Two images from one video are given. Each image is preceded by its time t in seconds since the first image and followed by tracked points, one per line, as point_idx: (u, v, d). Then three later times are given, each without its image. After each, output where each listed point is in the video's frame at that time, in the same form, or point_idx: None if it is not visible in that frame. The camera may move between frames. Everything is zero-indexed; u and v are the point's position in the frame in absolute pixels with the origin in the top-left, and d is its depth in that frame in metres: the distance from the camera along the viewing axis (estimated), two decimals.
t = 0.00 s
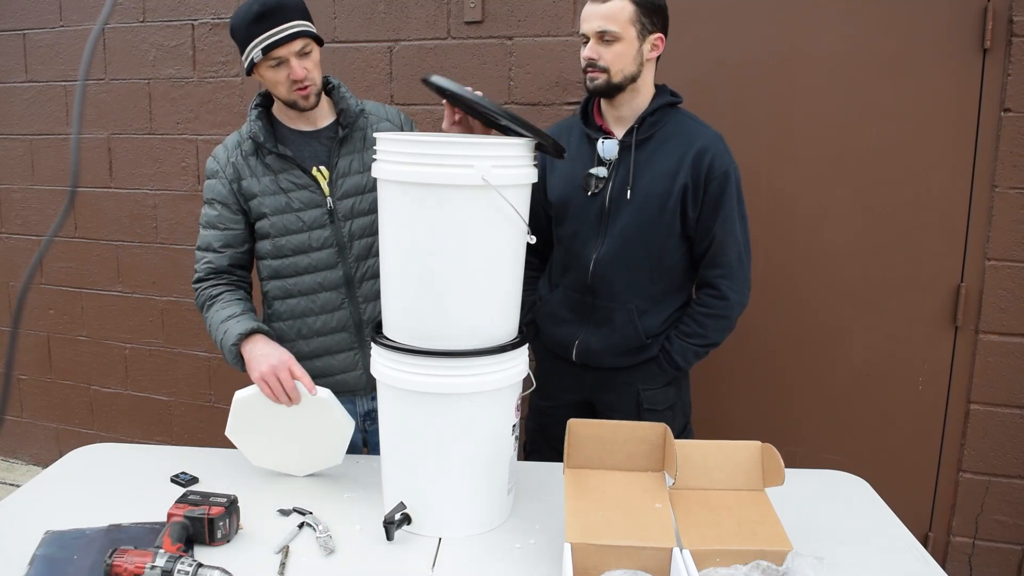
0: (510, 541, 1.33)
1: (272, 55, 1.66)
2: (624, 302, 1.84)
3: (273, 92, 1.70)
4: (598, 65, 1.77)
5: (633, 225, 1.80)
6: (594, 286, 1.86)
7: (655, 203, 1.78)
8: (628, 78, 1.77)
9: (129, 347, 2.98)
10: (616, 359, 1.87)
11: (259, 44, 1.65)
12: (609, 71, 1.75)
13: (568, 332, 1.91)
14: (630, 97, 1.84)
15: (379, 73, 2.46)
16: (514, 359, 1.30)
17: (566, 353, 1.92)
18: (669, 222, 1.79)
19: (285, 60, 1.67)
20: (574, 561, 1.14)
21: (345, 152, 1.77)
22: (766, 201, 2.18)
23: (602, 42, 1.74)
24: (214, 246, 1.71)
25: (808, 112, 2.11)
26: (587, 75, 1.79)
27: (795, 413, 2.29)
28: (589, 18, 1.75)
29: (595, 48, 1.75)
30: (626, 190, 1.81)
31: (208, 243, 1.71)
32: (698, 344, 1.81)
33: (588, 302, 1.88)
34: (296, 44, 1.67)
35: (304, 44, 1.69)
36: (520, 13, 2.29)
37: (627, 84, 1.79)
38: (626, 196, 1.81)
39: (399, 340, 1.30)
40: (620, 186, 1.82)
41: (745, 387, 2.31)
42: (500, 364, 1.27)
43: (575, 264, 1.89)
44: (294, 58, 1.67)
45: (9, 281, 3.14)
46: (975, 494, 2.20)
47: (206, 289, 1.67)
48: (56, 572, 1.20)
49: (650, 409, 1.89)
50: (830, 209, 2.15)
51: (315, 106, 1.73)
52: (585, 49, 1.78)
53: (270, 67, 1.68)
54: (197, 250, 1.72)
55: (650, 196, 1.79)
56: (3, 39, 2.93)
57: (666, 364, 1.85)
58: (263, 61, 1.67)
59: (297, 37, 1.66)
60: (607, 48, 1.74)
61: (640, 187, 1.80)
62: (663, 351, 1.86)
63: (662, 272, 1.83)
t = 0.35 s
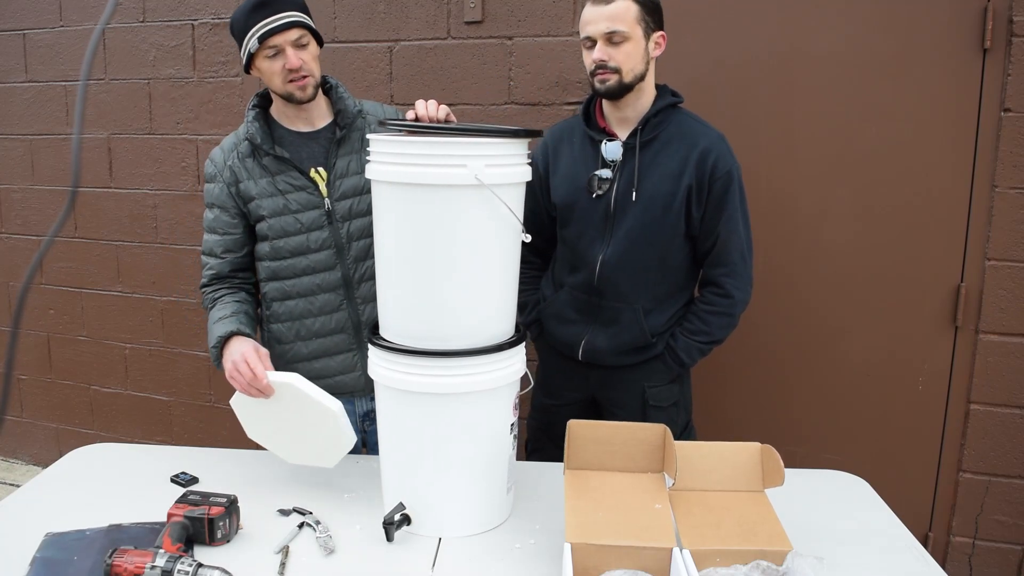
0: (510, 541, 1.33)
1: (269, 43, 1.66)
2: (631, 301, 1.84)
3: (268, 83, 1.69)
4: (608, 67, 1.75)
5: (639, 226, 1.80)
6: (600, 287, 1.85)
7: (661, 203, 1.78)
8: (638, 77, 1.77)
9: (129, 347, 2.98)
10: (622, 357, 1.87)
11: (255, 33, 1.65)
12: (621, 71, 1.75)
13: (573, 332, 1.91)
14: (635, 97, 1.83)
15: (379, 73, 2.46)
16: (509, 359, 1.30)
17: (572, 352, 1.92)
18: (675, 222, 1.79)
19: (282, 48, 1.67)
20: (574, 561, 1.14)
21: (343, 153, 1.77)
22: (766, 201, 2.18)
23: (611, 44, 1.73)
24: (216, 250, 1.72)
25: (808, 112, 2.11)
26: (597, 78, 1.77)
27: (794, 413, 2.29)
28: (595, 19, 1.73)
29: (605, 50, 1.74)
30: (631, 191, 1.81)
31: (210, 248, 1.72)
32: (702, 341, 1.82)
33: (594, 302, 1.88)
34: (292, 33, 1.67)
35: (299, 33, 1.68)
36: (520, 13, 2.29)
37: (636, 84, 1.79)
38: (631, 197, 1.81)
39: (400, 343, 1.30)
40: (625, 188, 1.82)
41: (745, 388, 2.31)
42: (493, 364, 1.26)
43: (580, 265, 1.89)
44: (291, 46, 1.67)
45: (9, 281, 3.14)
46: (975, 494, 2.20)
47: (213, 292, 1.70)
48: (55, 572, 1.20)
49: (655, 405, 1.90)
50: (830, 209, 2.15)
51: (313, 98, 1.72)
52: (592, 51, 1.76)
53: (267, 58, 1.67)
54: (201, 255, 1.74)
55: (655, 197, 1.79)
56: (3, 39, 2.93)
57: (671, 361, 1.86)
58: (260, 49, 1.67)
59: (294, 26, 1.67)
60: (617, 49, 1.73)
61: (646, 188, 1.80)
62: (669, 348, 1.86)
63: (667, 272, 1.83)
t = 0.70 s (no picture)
0: (510, 541, 1.33)
1: (268, 47, 1.66)
2: (632, 301, 1.84)
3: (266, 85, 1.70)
4: (613, 67, 1.75)
5: (640, 226, 1.80)
6: (601, 287, 1.85)
7: (662, 204, 1.78)
8: (642, 76, 1.78)
9: (129, 347, 2.98)
10: (623, 356, 1.87)
11: (255, 36, 1.64)
12: (625, 71, 1.75)
13: (575, 332, 1.91)
14: (636, 97, 1.83)
15: (379, 73, 2.46)
16: (514, 360, 1.30)
17: (573, 352, 1.92)
18: (676, 222, 1.78)
19: (281, 53, 1.66)
20: (575, 561, 1.14)
21: (341, 153, 1.77)
22: (766, 201, 2.18)
23: (614, 43, 1.74)
24: (218, 250, 1.73)
25: (808, 112, 2.11)
26: (601, 78, 1.77)
27: (794, 413, 2.29)
28: (597, 20, 1.73)
29: (608, 50, 1.74)
30: (632, 192, 1.81)
31: (212, 247, 1.73)
32: (703, 341, 1.81)
33: (595, 302, 1.88)
34: (291, 39, 1.66)
35: (298, 37, 1.67)
36: (520, 13, 2.29)
37: (639, 84, 1.79)
38: (632, 198, 1.81)
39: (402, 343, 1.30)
40: (627, 188, 1.82)
41: (745, 388, 2.32)
42: (501, 363, 1.27)
43: (581, 265, 1.89)
44: (290, 52, 1.67)
45: (9, 281, 3.14)
46: (975, 494, 2.20)
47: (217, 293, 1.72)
48: (56, 572, 1.20)
49: (655, 405, 1.89)
50: (830, 209, 2.15)
51: (308, 103, 1.72)
52: (596, 52, 1.76)
53: (265, 61, 1.68)
54: (202, 254, 1.75)
55: (656, 197, 1.79)
56: (3, 39, 2.93)
57: (671, 361, 1.86)
58: (260, 52, 1.66)
59: (295, 32, 1.66)
60: (620, 49, 1.74)
61: (647, 188, 1.80)
62: (669, 348, 1.86)
63: (668, 271, 1.83)
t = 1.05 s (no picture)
0: (510, 541, 1.33)
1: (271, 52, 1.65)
2: (632, 300, 1.84)
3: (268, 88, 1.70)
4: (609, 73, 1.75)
5: (640, 226, 1.80)
6: (600, 287, 1.85)
7: (662, 204, 1.78)
8: (639, 80, 1.77)
9: (129, 347, 2.98)
10: (622, 357, 1.87)
11: (258, 41, 1.64)
12: (622, 76, 1.74)
13: (574, 332, 1.91)
14: (636, 99, 1.83)
15: (379, 73, 2.46)
16: (514, 361, 1.30)
17: (572, 352, 1.92)
18: (676, 222, 1.78)
19: (284, 57, 1.66)
20: (575, 561, 1.14)
21: (342, 154, 1.77)
22: (767, 201, 2.18)
23: (610, 49, 1.73)
24: (226, 251, 1.73)
25: (808, 112, 2.11)
26: (598, 84, 1.77)
27: (795, 413, 2.29)
28: (593, 26, 1.72)
29: (605, 56, 1.73)
30: (632, 193, 1.81)
31: (219, 249, 1.73)
32: (702, 341, 1.81)
33: (594, 302, 1.88)
34: (294, 44, 1.66)
35: (302, 41, 1.67)
36: (520, 13, 2.29)
37: (638, 87, 1.79)
38: (632, 198, 1.81)
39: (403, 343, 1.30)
40: (627, 189, 1.82)
41: (745, 388, 2.32)
42: (503, 363, 1.27)
43: (581, 266, 1.89)
44: (293, 56, 1.67)
45: (9, 281, 3.14)
46: (975, 494, 2.20)
47: (229, 308, 1.74)
48: (56, 572, 1.20)
49: (654, 406, 1.90)
50: (830, 209, 2.15)
51: (310, 108, 1.73)
52: (593, 57, 1.75)
53: (269, 66, 1.67)
54: (209, 257, 1.74)
55: (656, 198, 1.79)
56: (3, 39, 2.93)
57: (670, 362, 1.86)
58: (263, 57, 1.66)
59: (298, 36, 1.65)
60: (617, 55, 1.73)
61: (647, 189, 1.80)
62: (668, 349, 1.86)
63: (668, 272, 1.83)
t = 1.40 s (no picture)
0: (510, 541, 1.33)
1: (304, 34, 1.69)
2: (630, 302, 1.83)
3: (299, 72, 1.69)
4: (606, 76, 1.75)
5: (638, 228, 1.80)
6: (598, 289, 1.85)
7: (660, 206, 1.79)
8: (637, 82, 1.77)
9: (129, 347, 2.98)
10: (620, 360, 1.87)
11: (290, 25, 1.67)
12: (620, 79, 1.75)
13: (571, 334, 1.91)
14: (634, 100, 1.83)
15: (379, 73, 2.46)
16: (514, 363, 1.30)
17: (569, 354, 1.92)
18: (675, 224, 1.78)
19: (315, 39, 1.71)
20: (575, 561, 1.14)
21: (345, 155, 1.76)
22: (767, 200, 2.18)
23: (607, 52, 1.73)
24: (223, 253, 1.73)
25: (808, 112, 2.11)
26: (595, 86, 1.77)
27: (795, 413, 2.29)
28: (589, 29, 1.72)
29: (602, 60, 1.74)
30: (631, 194, 1.81)
31: (218, 251, 1.74)
32: (701, 344, 1.81)
33: (592, 304, 1.88)
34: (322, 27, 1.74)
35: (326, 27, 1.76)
36: (520, 13, 2.29)
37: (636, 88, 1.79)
38: (631, 200, 1.81)
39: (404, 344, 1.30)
40: (626, 190, 1.82)
41: (745, 388, 2.32)
42: (502, 364, 1.27)
43: (579, 267, 1.89)
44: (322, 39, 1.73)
45: (9, 281, 3.14)
46: (975, 494, 2.20)
47: (223, 309, 1.75)
48: (56, 572, 1.20)
49: (652, 409, 1.89)
50: (830, 209, 2.15)
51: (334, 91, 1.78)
52: (590, 61, 1.76)
53: (299, 48, 1.69)
54: (207, 258, 1.76)
55: (654, 199, 1.79)
56: (3, 39, 2.93)
57: (669, 365, 1.86)
58: (296, 40, 1.68)
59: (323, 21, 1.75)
60: (614, 58, 1.73)
61: (645, 190, 1.80)
62: (667, 352, 1.86)
63: (667, 273, 1.83)
